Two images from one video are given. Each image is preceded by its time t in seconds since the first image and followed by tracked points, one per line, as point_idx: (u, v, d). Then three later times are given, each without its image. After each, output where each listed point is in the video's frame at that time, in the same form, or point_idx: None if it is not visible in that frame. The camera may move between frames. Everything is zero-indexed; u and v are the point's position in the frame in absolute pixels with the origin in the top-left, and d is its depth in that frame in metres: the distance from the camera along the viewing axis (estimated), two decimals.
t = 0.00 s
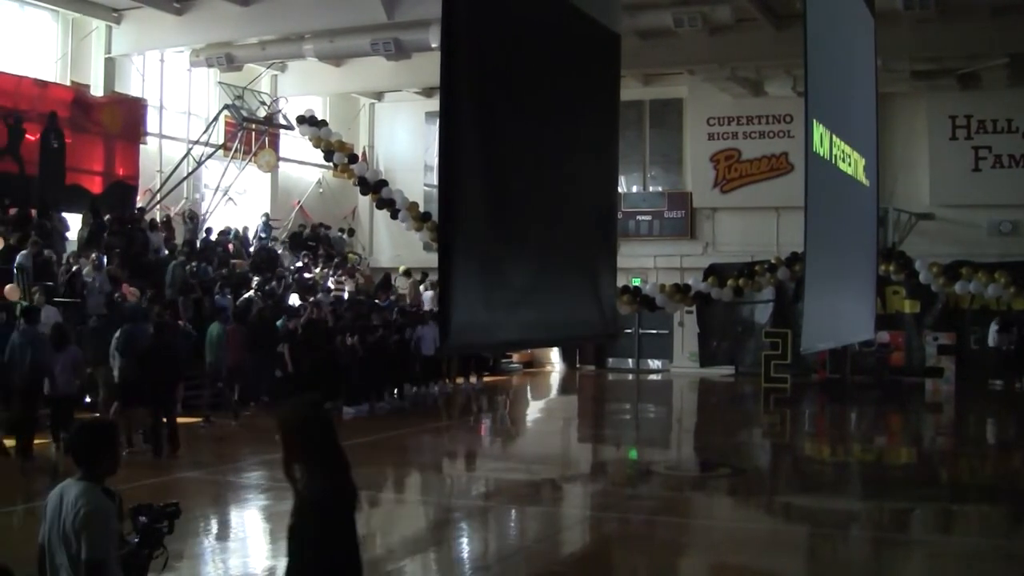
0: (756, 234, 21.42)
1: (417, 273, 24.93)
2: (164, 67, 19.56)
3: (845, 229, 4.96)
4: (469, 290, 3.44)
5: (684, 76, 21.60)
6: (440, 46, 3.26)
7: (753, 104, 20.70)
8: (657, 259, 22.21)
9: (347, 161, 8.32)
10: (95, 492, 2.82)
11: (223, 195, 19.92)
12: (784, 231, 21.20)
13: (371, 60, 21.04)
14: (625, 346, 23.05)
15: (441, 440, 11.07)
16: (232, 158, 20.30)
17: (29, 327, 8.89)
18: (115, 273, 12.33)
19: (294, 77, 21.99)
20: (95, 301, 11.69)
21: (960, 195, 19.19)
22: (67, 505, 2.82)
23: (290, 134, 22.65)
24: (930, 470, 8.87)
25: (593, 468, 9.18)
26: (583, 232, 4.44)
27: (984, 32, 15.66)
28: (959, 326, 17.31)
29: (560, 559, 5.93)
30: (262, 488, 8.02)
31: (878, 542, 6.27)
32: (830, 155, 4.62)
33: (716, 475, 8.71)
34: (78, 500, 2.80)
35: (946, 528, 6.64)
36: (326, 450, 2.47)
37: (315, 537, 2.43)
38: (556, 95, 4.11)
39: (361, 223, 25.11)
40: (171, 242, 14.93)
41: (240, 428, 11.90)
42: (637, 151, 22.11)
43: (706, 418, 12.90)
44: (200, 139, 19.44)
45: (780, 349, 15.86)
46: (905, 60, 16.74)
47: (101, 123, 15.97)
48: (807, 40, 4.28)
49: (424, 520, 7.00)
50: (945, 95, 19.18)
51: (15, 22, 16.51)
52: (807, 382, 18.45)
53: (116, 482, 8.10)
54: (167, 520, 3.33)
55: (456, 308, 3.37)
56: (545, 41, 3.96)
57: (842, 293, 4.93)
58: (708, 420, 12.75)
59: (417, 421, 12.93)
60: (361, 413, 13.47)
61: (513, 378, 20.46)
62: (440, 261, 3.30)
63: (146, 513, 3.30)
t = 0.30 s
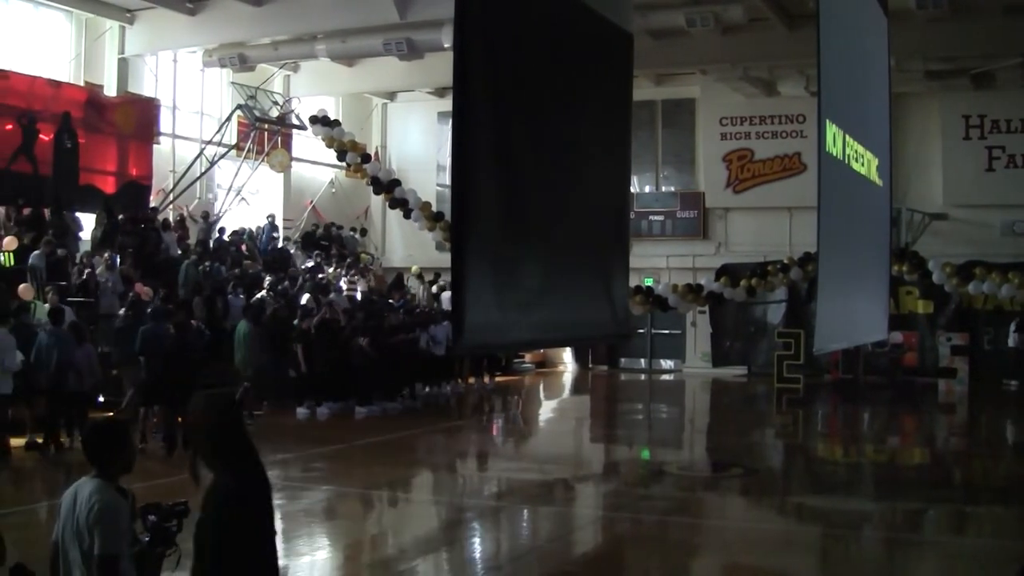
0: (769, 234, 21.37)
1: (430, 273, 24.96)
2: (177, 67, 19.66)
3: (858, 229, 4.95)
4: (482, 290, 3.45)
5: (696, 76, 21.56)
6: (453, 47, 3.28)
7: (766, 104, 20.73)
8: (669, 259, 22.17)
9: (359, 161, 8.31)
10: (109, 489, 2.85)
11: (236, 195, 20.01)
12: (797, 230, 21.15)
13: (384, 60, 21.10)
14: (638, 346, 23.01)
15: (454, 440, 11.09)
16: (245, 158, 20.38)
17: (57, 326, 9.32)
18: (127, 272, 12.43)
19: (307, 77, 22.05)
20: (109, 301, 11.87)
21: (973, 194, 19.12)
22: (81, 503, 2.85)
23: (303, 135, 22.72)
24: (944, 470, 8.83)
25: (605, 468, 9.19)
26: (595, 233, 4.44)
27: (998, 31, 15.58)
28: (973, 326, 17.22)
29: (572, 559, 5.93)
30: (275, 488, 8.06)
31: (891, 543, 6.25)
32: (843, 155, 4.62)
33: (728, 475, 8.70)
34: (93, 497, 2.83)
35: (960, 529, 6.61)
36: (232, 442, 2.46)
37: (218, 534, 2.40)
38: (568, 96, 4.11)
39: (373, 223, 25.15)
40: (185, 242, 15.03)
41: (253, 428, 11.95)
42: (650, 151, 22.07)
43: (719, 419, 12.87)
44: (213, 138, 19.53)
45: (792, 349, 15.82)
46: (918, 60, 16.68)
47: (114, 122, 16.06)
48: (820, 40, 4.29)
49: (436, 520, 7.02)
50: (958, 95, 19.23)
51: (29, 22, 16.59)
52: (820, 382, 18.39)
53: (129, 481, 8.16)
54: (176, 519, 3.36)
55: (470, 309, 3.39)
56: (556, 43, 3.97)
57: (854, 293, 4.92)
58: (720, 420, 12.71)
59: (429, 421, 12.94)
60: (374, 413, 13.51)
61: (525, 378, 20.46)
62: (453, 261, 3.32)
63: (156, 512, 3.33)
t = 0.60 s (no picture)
0: (785, 234, 21.29)
1: (446, 273, 25.00)
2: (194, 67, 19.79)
3: (875, 229, 4.94)
4: (498, 290, 3.47)
5: (713, 76, 21.50)
6: (469, 48, 3.29)
7: (782, 105, 20.63)
8: (685, 259, 22.11)
9: (375, 162, 8.20)
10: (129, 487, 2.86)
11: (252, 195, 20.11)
12: (814, 231, 21.07)
13: (399, 60, 21.15)
14: (654, 347, 22.98)
15: (469, 440, 11.12)
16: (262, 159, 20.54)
17: (87, 326, 9.39)
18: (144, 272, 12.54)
19: (323, 77, 22.14)
20: (125, 301, 11.98)
21: (991, 195, 18.98)
22: (101, 501, 2.86)
23: (319, 135, 22.82)
24: (961, 472, 8.79)
25: (621, 469, 9.19)
26: (610, 233, 4.45)
27: (1017, 31, 15.47)
28: (990, 327, 17.07)
29: (588, 559, 5.93)
30: (291, 487, 8.11)
31: (908, 544, 6.23)
32: (860, 154, 4.60)
33: (744, 476, 8.67)
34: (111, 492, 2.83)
35: (977, 531, 6.58)
36: (156, 451, 2.76)
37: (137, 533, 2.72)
38: (584, 96, 4.12)
39: (390, 223, 25.21)
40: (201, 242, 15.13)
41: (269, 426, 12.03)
42: (666, 151, 22.03)
43: (736, 420, 12.83)
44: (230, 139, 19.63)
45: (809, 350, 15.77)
46: (935, 60, 16.59)
47: (131, 123, 16.16)
48: (837, 40, 4.27)
49: (452, 519, 7.04)
50: (976, 95, 19.15)
51: (47, 23, 16.84)
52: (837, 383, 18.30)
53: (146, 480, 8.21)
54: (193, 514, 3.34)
55: (486, 309, 3.41)
56: (572, 42, 3.97)
57: (872, 292, 4.90)
58: (737, 421, 12.68)
59: (446, 420, 12.96)
60: (391, 413, 13.54)
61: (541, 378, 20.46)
62: (469, 262, 3.34)
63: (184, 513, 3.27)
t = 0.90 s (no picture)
0: (806, 234, 21.19)
1: (466, 273, 25.05)
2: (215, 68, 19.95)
3: (896, 229, 4.92)
4: (517, 290, 3.50)
5: (733, 76, 21.43)
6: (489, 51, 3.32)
7: (803, 104, 20.59)
8: (706, 259, 22.04)
9: (395, 161, 8.24)
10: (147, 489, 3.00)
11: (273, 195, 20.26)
12: (834, 231, 20.96)
13: (419, 61, 21.21)
14: (673, 347, 22.94)
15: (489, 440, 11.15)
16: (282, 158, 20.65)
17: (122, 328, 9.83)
18: (164, 273, 12.60)
19: (343, 77, 22.25)
20: (147, 299, 12.30)
21: (1014, 194, 18.80)
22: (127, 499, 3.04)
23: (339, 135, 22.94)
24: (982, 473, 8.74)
25: (641, 469, 9.19)
26: (631, 233, 4.46)
27: None
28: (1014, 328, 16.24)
29: (608, 560, 5.94)
30: (311, 487, 8.16)
31: (929, 545, 6.20)
32: (880, 154, 4.59)
33: (764, 477, 8.65)
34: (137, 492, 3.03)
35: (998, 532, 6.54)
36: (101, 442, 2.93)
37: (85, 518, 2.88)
38: (603, 97, 4.13)
39: (410, 223, 25.28)
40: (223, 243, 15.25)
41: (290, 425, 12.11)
42: (686, 152, 21.96)
43: (756, 420, 12.78)
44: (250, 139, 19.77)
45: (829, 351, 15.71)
46: (957, 59, 16.47)
47: (153, 124, 16.30)
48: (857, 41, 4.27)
49: (471, 519, 7.07)
50: (998, 94, 19.01)
51: (69, 24, 16.96)
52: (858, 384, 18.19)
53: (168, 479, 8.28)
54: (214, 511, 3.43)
55: (506, 309, 3.43)
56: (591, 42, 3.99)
57: (892, 293, 4.89)
58: (757, 421, 12.63)
59: (465, 420, 13.00)
60: (411, 413, 13.64)
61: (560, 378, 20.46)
62: (489, 262, 3.36)
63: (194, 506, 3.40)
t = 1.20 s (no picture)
0: (827, 234, 21.12)
1: (486, 273, 25.10)
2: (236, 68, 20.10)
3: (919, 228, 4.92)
4: (538, 290, 3.53)
5: (754, 76, 21.36)
6: (510, 54, 3.35)
7: (823, 104, 20.55)
8: (727, 260, 21.95)
9: (416, 161, 8.24)
10: (172, 488, 2.95)
11: (294, 195, 20.41)
12: (856, 231, 20.90)
13: (439, 61, 21.32)
14: (695, 347, 22.89)
15: (509, 440, 11.19)
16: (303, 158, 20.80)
17: (156, 323, 10.21)
18: (185, 272, 12.68)
19: (365, 77, 22.35)
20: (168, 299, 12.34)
21: None
22: (142, 500, 2.96)
23: (360, 135, 23.06)
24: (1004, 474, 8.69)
25: (661, 469, 9.19)
26: (653, 233, 4.49)
27: None
28: None
29: (628, 560, 5.97)
30: (333, 487, 8.22)
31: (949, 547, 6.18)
32: (903, 153, 4.60)
33: (785, 477, 8.63)
34: (155, 491, 2.94)
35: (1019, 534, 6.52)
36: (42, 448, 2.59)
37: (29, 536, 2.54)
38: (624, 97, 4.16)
39: (431, 223, 25.36)
40: (244, 243, 15.38)
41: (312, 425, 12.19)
42: (707, 151, 21.89)
43: (778, 420, 12.74)
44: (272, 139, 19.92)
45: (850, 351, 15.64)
46: (980, 59, 16.34)
47: (174, 124, 16.56)
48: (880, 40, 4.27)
49: (492, 519, 7.11)
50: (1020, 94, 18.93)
51: (91, 24, 17.16)
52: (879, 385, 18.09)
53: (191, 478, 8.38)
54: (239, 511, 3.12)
55: (528, 309, 3.47)
56: (613, 42, 4.01)
57: (915, 292, 4.89)
58: (779, 422, 12.59)
59: (487, 420, 13.03)
60: (430, 413, 13.64)
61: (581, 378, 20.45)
62: (510, 262, 3.40)
63: (219, 504, 3.11)
